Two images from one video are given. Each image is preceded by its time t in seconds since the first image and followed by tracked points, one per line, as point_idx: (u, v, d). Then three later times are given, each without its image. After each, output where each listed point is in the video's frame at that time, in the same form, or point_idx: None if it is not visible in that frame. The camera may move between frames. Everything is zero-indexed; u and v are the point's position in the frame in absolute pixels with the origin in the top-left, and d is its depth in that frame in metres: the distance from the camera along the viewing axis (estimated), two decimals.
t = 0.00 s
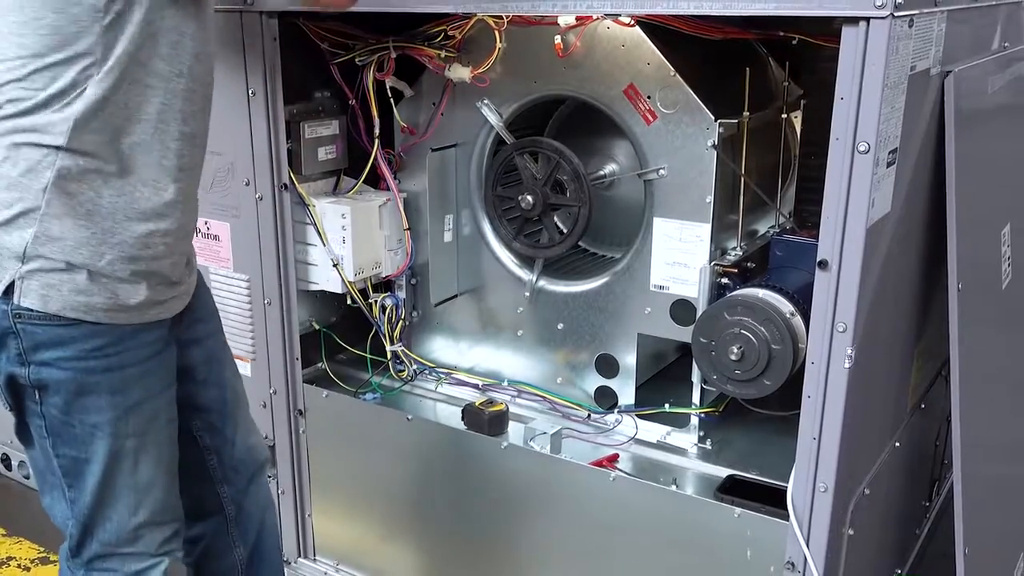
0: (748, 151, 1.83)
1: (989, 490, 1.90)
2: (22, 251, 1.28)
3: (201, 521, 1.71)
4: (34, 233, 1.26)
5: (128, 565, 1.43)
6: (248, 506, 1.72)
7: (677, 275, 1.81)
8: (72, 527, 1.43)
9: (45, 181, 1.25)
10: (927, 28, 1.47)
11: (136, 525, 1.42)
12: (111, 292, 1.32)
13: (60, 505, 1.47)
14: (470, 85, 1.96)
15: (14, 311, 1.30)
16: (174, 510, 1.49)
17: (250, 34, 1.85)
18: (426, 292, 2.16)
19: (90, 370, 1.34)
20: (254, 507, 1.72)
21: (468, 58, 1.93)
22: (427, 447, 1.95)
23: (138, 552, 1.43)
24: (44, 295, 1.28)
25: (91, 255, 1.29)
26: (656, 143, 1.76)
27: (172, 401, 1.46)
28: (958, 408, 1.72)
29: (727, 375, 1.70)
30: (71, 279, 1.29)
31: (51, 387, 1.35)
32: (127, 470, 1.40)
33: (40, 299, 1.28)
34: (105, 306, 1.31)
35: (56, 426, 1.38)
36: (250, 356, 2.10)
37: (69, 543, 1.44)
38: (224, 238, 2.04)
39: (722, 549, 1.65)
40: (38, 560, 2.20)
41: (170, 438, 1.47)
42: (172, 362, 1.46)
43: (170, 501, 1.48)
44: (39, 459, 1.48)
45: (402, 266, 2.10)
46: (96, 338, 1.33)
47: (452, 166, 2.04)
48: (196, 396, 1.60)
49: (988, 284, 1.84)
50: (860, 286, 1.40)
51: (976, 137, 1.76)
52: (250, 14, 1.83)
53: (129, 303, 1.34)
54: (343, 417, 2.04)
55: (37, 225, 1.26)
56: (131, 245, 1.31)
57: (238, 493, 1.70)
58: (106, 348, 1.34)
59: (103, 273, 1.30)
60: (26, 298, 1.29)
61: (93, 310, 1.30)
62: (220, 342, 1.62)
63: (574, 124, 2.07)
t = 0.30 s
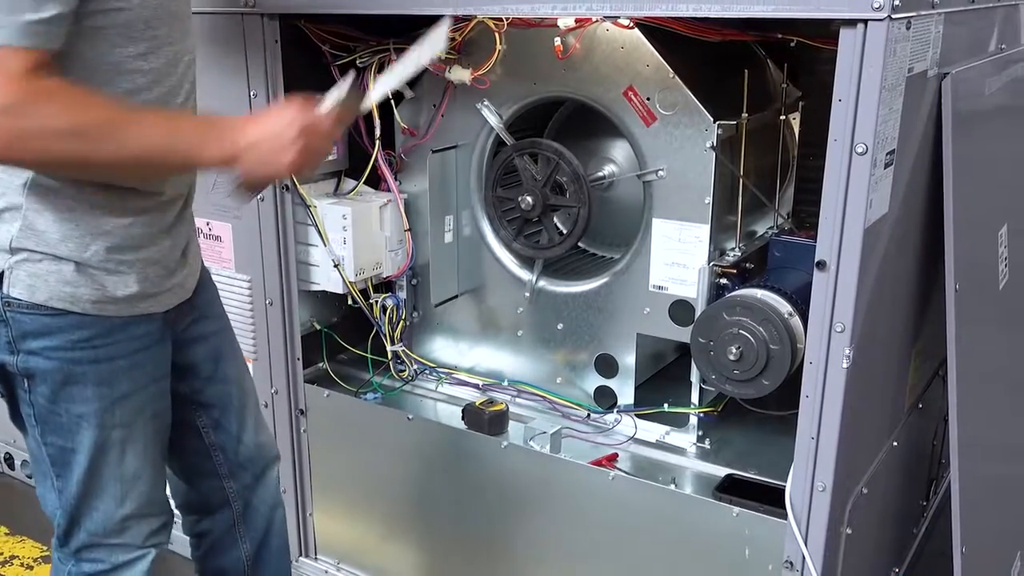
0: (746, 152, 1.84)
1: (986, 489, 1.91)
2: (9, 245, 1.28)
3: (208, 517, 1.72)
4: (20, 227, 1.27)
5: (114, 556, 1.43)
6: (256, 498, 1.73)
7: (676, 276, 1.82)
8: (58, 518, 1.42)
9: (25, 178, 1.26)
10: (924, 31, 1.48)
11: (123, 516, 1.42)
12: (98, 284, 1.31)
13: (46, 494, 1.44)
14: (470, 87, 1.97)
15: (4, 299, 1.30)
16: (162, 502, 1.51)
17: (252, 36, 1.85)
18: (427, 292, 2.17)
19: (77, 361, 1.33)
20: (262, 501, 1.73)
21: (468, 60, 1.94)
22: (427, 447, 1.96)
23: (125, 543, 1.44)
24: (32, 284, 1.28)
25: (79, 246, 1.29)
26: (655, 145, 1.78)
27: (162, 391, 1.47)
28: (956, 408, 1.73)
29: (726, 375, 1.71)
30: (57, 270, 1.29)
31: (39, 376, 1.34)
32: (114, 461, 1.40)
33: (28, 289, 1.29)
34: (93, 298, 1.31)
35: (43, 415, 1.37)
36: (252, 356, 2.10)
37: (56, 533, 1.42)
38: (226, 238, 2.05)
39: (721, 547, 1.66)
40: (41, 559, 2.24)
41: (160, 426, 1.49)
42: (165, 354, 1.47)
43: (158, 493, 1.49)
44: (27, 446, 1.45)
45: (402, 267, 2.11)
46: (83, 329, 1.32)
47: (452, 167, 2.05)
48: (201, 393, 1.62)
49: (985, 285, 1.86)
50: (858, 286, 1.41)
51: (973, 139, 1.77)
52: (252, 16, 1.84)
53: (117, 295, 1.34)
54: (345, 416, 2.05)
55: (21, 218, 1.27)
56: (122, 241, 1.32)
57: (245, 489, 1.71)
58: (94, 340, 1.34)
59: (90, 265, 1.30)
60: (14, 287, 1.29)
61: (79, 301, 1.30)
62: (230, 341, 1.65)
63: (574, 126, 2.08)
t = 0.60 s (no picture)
0: (745, 153, 1.85)
1: (983, 488, 1.92)
2: None
3: (202, 516, 1.73)
4: None
5: (96, 549, 1.46)
6: (247, 498, 1.74)
7: (675, 276, 1.83)
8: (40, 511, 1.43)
9: None
10: (922, 34, 1.50)
11: (102, 512, 1.44)
12: (71, 280, 1.35)
13: (28, 486, 1.46)
14: (470, 88, 1.98)
15: None
16: (143, 497, 1.52)
17: (253, 37, 1.87)
18: (427, 293, 2.18)
19: (49, 355, 1.36)
20: (254, 501, 1.74)
21: (468, 62, 1.96)
22: (428, 446, 1.97)
23: (105, 538, 1.47)
24: (4, 278, 1.34)
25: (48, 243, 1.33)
26: (654, 145, 1.79)
27: (137, 389, 1.48)
28: (953, 407, 1.74)
29: (724, 374, 1.72)
30: (28, 265, 1.34)
31: (14, 370, 1.37)
32: (90, 458, 1.42)
33: None
34: (64, 293, 1.35)
35: (20, 408, 1.38)
36: (253, 355, 2.11)
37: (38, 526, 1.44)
38: (227, 238, 2.06)
39: (717, 546, 1.68)
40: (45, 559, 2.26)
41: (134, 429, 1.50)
42: (141, 351, 1.48)
43: (138, 489, 1.51)
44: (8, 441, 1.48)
45: (403, 267, 2.12)
46: (56, 323, 1.36)
47: (452, 168, 2.06)
48: (186, 393, 1.64)
49: (981, 285, 1.87)
50: (856, 286, 1.42)
51: (970, 140, 1.79)
52: (253, 19, 1.85)
53: (88, 291, 1.37)
54: (347, 416, 2.06)
55: None
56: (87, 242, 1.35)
57: (236, 488, 1.73)
58: (67, 335, 1.37)
59: (61, 261, 1.34)
60: None
61: (50, 295, 1.34)
62: (219, 342, 1.66)
63: (574, 127, 2.09)
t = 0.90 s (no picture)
0: (743, 155, 1.87)
1: (979, 488, 1.93)
2: None
3: (198, 518, 1.75)
4: None
5: (76, 548, 1.47)
6: (244, 500, 1.75)
7: (674, 278, 1.84)
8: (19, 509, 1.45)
9: None
10: (919, 36, 1.51)
11: (80, 511, 1.45)
12: (45, 279, 1.36)
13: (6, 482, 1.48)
14: (470, 90, 2.00)
15: None
16: (122, 496, 1.53)
17: (254, 41, 1.88)
18: (427, 294, 2.19)
19: (23, 354, 1.37)
20: (250, 503, 1.75)
21: (468, 64, 1.96)
22: (429, 445, 1.98)
23: (84, 537, 1.47)
24: None
25: (26, 245, 1.34)
26: (653, 147, 1.80)
27: (115, 390, 1.49)
28: (950, 407, 1.75)
29: (723, 375, 1.73)
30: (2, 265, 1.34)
31: None
32: (66, 458, 1.43)
33: None
34: (37, 293, 1.35)
35: None
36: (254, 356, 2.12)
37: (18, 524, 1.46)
38: (229, 240, 2.08)
39: (715, 545, 1.69)
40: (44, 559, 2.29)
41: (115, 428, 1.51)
42: (120, 351, 1.48)
43: (117, 489, 1.52)
44: None
45: (403, 268, 2.14)
46: (31, 323, 1.37)
47: (452, 170, 2.07)
48: (175, 397, 1.66)
49: (978, 286, 1.88)
50: (854, 286, 1.43)
51: (967, 142, 1.80)
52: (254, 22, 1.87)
53: (66, 291, 1.38)
54: (348, 415, 2.07)
55: None
56: (59, 239, 1.35)
57: (230, 491, 1.74)
58: (41, 335, 1.38)
59: (36, 261, 1.35)
60: None
61: (23, 295, 1.35)
62: (212, 345, 1.67)
63: (574, 129, 2.10)
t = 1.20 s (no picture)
0: (741, 170, 1.88)
1: (977, 503, 1.93)
2: None
3: (196, 534, 1.75)
4: None
5: (66, 555, 1.48)
6: (239, 520, 1.75)
7: (673, 292, 1.86)
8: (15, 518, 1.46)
9: None
10: (914, 54, 1.52)
11: (70, 522, 1.46)
12: (45, 292, 1.37)
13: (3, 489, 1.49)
14: (470, 106, 2.01)
15: None
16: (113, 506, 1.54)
17: (257, 57, 1.90)
18: (427, 308, 2.20)
19: (21, 364, 1.39)
20: (246, 524, 1.76)
21: (468, 81, 1.98)
22: (429, 460, 1.99)
23: (74, 545, 1.48)
24: None
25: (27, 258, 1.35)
26: (652, 162, 1.81)
27: (111, 405, 1.50)
28: (947, 421, 1.76)
29: (721, 389, 1.74)
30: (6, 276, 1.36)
31: None
32: (59, 470, 1.43)
33: None
34: (38, 306, 1.37)
35: None
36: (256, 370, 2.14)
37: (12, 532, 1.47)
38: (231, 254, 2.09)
39: (714, 560, 1.69)
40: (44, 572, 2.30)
41: (109, 440, 1.52)
42: (119, 366, 1.49)
43: (108, 500, 1.52)
44: None
45: (403, 282, 2.14)
46: (29, 335, 1.38)
47: (452, 185, 2.09)
48: (175, 418, 1.66)
49: (974, 300, 1.89)
50: (851, 301, 1.45)
51: (962, 158, 1.81)
52: (257, 39, 1.89)
53: (68, 306, 1.39)
54: (349, 429, 2.07)
55: None
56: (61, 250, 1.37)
57: (225, 510, 1.74)
58: (39, 347, 1.39)
59: (39, 273, 1.37)
60: None
61: (23, 306, 1.36)
62: (216, 365, 1.68)
63: (573, 145, 2.12)
